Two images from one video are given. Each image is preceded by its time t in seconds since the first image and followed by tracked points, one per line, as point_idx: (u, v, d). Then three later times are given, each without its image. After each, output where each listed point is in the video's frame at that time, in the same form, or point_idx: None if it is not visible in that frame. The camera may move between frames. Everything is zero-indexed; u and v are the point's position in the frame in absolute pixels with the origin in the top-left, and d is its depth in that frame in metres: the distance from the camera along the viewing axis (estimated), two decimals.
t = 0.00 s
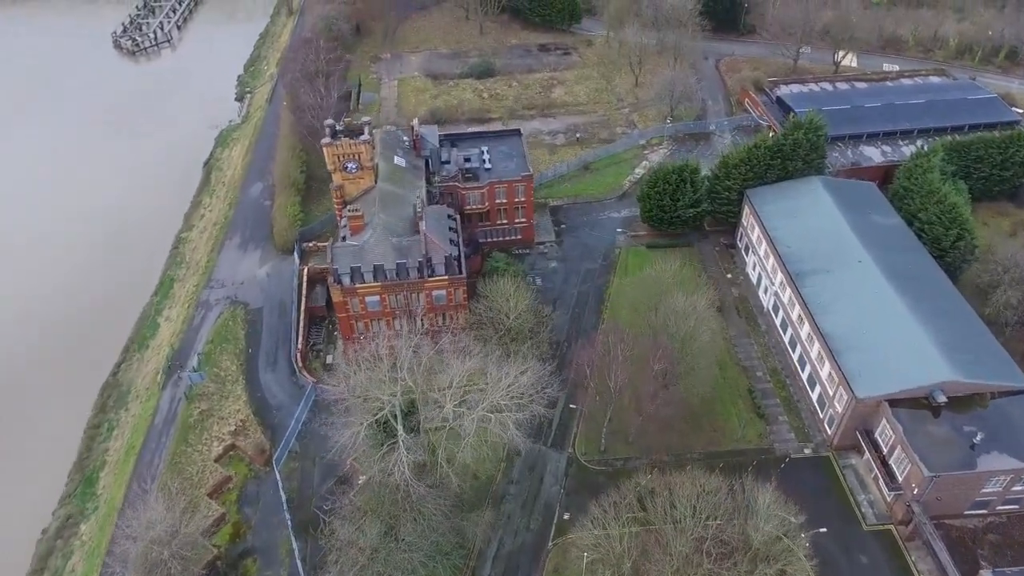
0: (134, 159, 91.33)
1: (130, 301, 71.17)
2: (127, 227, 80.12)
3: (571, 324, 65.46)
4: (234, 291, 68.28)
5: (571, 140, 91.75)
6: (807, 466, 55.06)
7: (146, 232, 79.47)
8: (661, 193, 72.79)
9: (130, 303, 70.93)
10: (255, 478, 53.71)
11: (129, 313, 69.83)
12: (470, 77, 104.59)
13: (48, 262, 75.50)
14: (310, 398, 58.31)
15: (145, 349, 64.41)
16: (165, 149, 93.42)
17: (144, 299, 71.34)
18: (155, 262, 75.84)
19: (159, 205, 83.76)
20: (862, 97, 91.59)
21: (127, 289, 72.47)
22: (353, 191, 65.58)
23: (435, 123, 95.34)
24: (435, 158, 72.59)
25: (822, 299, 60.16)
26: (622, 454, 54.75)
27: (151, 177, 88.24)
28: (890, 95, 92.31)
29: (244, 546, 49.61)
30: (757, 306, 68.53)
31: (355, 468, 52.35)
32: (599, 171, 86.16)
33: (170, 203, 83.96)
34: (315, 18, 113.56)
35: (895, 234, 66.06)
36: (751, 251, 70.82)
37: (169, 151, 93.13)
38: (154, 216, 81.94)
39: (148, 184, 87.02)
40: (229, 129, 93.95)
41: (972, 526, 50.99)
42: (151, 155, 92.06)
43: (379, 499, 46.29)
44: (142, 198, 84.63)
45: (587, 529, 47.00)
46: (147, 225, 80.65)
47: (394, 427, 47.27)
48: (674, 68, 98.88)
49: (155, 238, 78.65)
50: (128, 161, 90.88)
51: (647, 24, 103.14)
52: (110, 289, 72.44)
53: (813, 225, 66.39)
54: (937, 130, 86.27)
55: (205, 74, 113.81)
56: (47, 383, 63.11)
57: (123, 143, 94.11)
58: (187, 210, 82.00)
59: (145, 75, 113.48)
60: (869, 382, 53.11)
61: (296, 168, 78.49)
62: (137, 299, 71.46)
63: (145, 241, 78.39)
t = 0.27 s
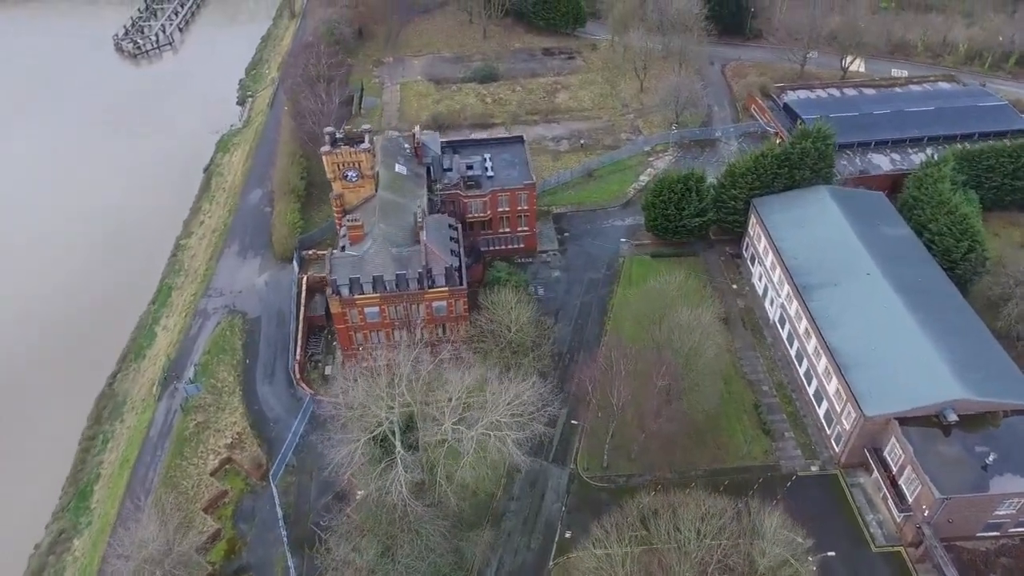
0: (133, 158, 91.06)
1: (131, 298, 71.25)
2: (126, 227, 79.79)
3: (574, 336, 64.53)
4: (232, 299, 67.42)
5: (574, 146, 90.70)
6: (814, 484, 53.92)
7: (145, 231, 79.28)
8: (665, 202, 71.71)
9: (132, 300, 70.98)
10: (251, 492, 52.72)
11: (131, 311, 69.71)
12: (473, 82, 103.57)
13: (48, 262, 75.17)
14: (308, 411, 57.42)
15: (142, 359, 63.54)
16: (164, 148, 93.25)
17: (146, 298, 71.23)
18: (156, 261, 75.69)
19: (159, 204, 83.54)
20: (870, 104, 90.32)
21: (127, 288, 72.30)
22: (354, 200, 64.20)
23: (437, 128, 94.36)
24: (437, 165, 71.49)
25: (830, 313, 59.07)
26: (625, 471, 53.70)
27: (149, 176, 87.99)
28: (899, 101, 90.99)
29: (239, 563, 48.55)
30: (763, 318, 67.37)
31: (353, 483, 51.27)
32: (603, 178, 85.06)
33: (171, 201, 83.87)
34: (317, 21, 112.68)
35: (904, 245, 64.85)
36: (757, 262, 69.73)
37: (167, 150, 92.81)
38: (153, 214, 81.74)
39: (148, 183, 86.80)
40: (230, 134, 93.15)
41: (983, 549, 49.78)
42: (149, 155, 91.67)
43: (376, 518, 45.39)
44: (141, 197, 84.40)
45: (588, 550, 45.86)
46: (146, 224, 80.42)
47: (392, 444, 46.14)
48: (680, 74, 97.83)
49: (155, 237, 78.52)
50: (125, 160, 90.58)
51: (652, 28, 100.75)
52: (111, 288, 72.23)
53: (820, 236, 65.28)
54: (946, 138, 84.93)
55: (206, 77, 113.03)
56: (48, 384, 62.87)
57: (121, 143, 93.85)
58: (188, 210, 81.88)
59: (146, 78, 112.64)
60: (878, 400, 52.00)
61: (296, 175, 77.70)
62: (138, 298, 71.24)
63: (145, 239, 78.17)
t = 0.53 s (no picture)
0: (136, 158, 91.05)
1: (133, 300, 71.35)
2: (127, 228, 79.83)
3: (579, 349, 63.63)
4: (234, 307, 66.71)
5: (582, 153, 89.63)
6: (824, 504, 52.67)
7: (147, 232, 79.39)
8: (673, 212, 70.56)
9: (134, 302, 71.08)
10: (249, 506, 51.81)
11: (133, 313, 69.85)
12: (480, 86, 102.58)
13: (49, 262, 75.21)
14: (307, 422, 56.64)
15: (142, 367, 62.96)
16: (168, 149, 93.26)
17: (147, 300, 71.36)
18: (158, 263, 75.80)
19: (161, 205, 83.66)
20: (883, 112, 88.84)
21: (129, 289, 72.43)
22: (355, 208, 63.70)
23: (444, 133, 93.50)
24: (441, 173, 70.48)
25: (840, 328, 57.77)
26: (629, 489, 52.63)
27: (152, 176, 88.05)
28: (912, 109, 89.44)
29: None
30: (772, 331, 66.11)
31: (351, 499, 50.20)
32: (610, 186, 83.93)
33: (174, 203, 84.10)
34: (324, 23, 112.02)
35: (917, 259, 63.43)
36: (766, 274, 68.44)
37: (170, 151, 92.74)
38: (155, 216, 81.84)
39: (151, 183, 86.85)
40: (234, 138, 92.58)
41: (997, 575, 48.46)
42: (152, 155, 91.69)
43: (374, 538, 44.69)
44: (144, 197, 84.53)
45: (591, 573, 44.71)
46: (148, 225, 80.52)
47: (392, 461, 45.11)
48: (689, 80, 96.61)
49: (157, 239, 78.65)
50: (127, 160, 90.58)
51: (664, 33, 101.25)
52: (113, 289, 72.31)
53: (831, 248, 63.93)
54: (960, 148, 83.34)
55: (213, 78, 112.47)
56: (49, 386, 62.93)
57: (123, 143, 93.84)
58: (192, 212, 81.88)
59: (152, 80, 112.20)
60: (889, 420, 50.70)
61: (300, 181, 77.07)
62: (139, 299, 71.36)
63: (148, 240, 78.31)
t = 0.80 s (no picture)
0: (140, 160, 90.38)
1: (133, 301, 70.84)
2: (129, 228, 79.32)
3: (584, 363, 62.50)
4: (234, 317, 65.77)
5: (589, 160, 88.32)
6: (833, 527, 51.20)
7: (149, 233, 78.93)
8: (682, 224, 69.19)
9: (134, 303, 70.55)
10: (245, 523, 50.91)
11: (134, 315, 69.38)
12: (487, 91, 101.37)
13: (50, 262, 74.68)
14: (306, 436, 55.77)
15: (140, 377, 62.11)
16: (172, 151, 92.52)
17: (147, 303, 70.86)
18: (159, 264, 75.30)
19: (164, 207, 82.92)
20: (897, 121, 87.15)
21: (130, 290, 71.97)
22: (359, 218, 62.36)
23: (449, 139, 92.33)
24: (446, 182, 69.32)
25: (853, 347, 56.25)
26: (633, 510, 51.37)
27: (154, 176, 87.57)
28: (927, 118, 87.69)
29: None
30: (782, 347, 64.62)
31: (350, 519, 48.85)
32: (618, 195, 82.59)
33: (177, 203, 83.67)
34: (330, 26, 111.12)
35: (932, 276, 61.89)
36: (776, 288, 66.98)
37: (172, 152, 92.15)
38: (157, 216, 81.33)
39: (154, 185, 86.21)
40: (238, 142, 91.77)
41: None
42: (154, 156, 91.14)
43: (370, 562, 44.37)
44: (146, 198, 84.06)
45: None
46: (149, 225, 80.04)
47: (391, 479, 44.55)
48: (700, 85, 94.94)
49: (159, 239, 78.17)
50: (128, 161, 90.10)
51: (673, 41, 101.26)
52: (114, 291, 71.78)
53: (844, 263, 62.39)
54: (976, 159, 81.56)
55: (218, 81, 111.67)
56: (48, 390, 62.41)
57: (124, 144, 93.28)
58: (195, 217, 81.28)
59: (157, 81, 111.43)
60: (903, 444, 49.16)
61: (304, 187, 76.15)
62: (140, 300, 70.86)
63: (149, 240, 77.85)
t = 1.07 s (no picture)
0: (141, 162, 89.82)
1: (134, 304, 71.11)
2: (130, 229, 79.33)
3: (584, 376, 61.58)
4: (229, 328, 65.75)
5: (592, 167, 87.30)
6: (837, 547, 50.08)
7: (150, 233, 79.01)
8: (685, 234, 68.14)
9: (135, 305, 70.84)
10: (237, 540, 50.17)
11: (136, 316, 69.82)
12: (490, 96, 100.46)
13: (48, 264, 74.52)
14: (300, 451, 55.03)
15: (132, 390, 62.23)
16: (174, 153, 91.78)
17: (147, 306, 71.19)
18: (160, 265, 75.47)
19: (163, 211, 82.34)
20: (905, 129, 85.76)
21: (131, 290, 72.27)
22: (357, 227, 61.56)
23: (451, 144, 91.47)
24: (447, 190, 68.52)
25: (858, 362, 54.91)
26: (632, 528, 50.40)
27: (155, 176, 87.48)
28: (937, 126, 86.22)
29: None
30: (785, 360, 63.47)
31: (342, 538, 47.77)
32: (621, 203, 81.55)
33: (178, 203, 83.74)
34: (334, 30, 110.44)
35: (940, 288, 60.52)
36: (780, 299, 65.77)
37: (172, 153, 91.77)
38: (158, 216, 81.37)
39: (154, 188, 85.60)
40: (239, 147, 91.12)
41: None
42: (154, 156, 90.84)
43: None
44: (145, 200, 83.68)
45: None
46: (150, 226, 80.10)
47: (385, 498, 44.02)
48: (706, 91, 93.76)
49: (160, 240, 78.29)
50: (129, 160, 89.86)
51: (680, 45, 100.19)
52: (115, 293, 71.94)
53: (850, 275, 61.04)
54: (986, 168, 80.05)
55: (220, 83, 111.00)
56: (47, 395, 62.65)
57: (124, 144, 92.93)
58: (194, 222, 80.98)
59: (159, 83, 110.88)
60: (910, 463, 47.83)
61: (303, 195, 75.53)
62: (137, 308, 70.65)
63: (151, 241, 78.02)
